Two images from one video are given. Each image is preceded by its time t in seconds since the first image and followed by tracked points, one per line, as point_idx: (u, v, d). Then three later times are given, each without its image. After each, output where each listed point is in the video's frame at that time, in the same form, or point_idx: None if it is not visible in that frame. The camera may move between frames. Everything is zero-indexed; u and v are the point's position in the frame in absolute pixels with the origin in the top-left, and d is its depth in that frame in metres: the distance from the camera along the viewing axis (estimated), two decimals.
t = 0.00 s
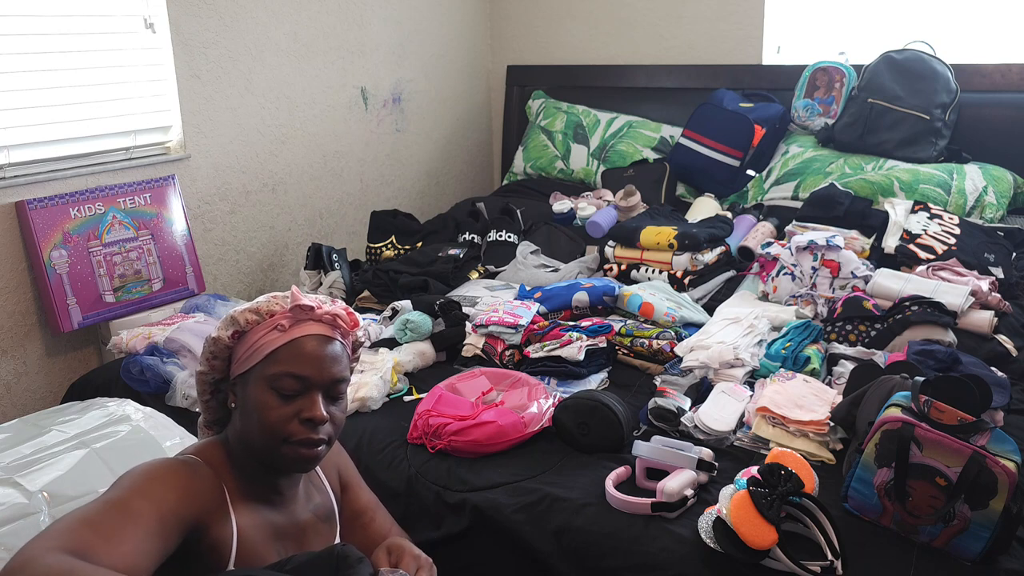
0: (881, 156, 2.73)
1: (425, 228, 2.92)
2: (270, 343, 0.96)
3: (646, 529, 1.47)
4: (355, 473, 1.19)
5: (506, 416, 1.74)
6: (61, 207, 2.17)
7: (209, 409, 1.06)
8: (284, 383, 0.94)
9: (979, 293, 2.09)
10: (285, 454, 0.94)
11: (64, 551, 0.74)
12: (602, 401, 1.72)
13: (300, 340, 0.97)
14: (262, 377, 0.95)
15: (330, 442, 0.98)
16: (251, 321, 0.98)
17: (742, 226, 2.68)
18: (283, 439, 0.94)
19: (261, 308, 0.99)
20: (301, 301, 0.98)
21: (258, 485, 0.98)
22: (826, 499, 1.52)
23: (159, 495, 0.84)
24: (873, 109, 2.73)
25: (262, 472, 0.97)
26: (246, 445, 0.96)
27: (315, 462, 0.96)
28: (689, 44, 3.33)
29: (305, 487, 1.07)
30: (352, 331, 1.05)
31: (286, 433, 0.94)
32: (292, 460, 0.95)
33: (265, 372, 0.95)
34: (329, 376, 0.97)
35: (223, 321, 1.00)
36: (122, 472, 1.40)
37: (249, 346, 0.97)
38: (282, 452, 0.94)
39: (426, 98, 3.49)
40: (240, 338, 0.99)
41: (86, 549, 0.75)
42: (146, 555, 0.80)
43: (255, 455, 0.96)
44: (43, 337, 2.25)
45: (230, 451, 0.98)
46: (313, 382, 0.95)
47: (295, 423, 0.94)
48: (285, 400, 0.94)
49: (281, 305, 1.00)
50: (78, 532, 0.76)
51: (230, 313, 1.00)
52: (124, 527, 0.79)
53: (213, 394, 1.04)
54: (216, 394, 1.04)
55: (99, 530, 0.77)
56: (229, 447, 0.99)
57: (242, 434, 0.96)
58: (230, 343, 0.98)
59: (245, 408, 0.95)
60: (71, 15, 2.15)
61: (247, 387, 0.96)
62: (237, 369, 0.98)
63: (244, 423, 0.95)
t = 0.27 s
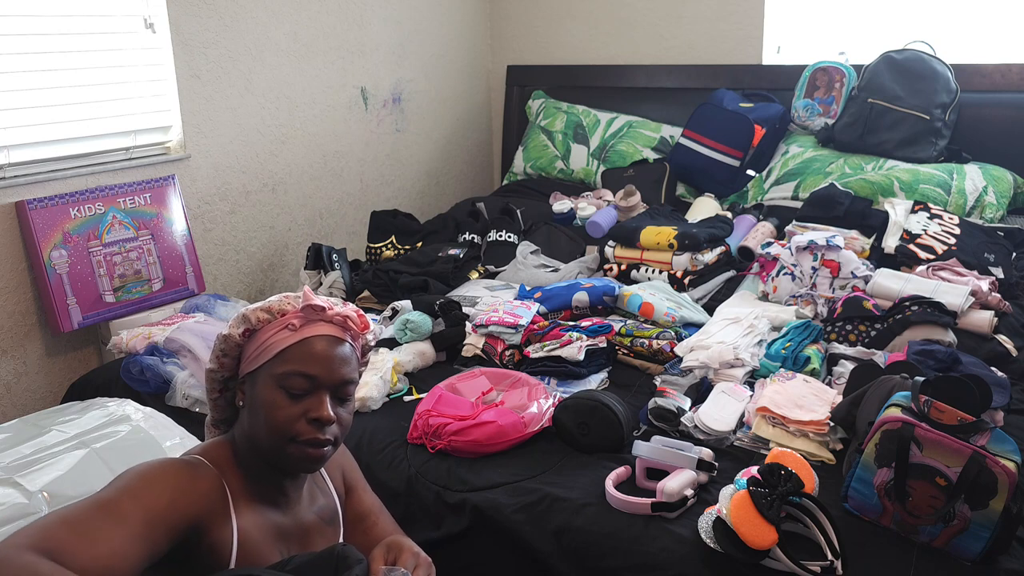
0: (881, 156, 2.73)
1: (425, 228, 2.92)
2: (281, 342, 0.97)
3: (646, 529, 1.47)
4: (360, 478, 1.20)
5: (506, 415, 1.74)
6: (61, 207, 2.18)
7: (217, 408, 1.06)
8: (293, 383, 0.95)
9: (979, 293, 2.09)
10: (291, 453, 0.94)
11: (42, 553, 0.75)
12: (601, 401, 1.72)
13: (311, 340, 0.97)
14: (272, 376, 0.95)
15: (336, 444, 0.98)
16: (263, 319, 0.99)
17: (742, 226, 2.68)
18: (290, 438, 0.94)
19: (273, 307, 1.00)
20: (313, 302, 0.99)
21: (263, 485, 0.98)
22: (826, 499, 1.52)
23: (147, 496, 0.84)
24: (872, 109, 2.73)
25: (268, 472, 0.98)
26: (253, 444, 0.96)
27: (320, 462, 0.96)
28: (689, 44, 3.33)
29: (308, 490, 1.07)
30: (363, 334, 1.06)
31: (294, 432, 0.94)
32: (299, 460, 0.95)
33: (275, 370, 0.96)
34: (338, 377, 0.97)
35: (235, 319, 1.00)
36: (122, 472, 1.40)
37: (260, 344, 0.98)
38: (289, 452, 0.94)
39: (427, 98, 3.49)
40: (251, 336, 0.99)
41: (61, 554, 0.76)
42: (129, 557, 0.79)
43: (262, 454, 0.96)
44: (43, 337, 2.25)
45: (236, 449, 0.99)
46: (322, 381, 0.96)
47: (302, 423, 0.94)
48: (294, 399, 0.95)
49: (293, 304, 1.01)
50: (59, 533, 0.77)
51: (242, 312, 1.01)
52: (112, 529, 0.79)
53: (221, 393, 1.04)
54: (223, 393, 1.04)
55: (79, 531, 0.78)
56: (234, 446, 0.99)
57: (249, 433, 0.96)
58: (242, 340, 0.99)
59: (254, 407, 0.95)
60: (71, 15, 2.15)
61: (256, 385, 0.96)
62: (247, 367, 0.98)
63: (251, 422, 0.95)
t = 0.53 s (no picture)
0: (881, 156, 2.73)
1: (425, 228, 2.92)
2: (280, 343, 0.97)
3: (646, 529, 1.47)
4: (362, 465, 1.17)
5: (506, 416, 1.74)
6: (61, 207, 2.17)
7: (215, 407, 1.06)
8: (291, 384, 0.94)
9: (979, 293, 2.09)
10: (289, 454, 0.94)
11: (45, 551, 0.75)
12: (602, 401, 1.72)
13: (309, 342, 0.97)
14: (270, 377, 0.95)
15: (334, 446, 0.98)
16: (262, 320, 0.98)
17: (742, 226, 2.68)
18: (287, 440, 0.93)
19: (273, 308, 0.99)
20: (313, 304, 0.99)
21: (259, 486, 0.98)
22: (826, 499, 1.52)
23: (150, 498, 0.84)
24: (872, 109, 2.73)
25: (265, 473, 0.98)
26: (250, 444, 0.96)
27: (317, 464, 0.96)
28: (689, 44, 3.33)
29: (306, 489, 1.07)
30: (362, 337, 1.06)
31: (291, 434, 0.93)
32: (296, 461, 0.94)
33: (274, 371, 0.95)
34: (336, 379, 0.97)
35: (234, 320, 1.00)
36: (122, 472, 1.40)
37: (259, 345, 0.98)
38: (286, 453, 0.94)
39: (427, 98, 3.49)
40: (250, 337, 0.99)
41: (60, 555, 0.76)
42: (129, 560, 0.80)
43: (259, 455, 0.96)
44: (43, 337, 2.25)
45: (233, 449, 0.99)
46: (320, 383, 0.95)
47: (300, 425, 0.94)
48: (292, 401, 0.94)
49: (292, 306, 1.01)
50: (62, 533, 0.78)
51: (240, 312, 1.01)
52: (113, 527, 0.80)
53: (220, 393, 1.04)
54: (222, 392, 1.05)
55: (81, 531, 0.78)
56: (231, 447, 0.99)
57: (247, 433, 0.96)
58: (241, 341, 0.99)
59: (251, 408, 0.95)
60: (71, 15, 2.15)
61: (254, 386, 0.96)
62: (245, 367, 0.98)
63: (249, 422, 0.95)
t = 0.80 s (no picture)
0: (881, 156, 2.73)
1: (425, 228, 2.92)
2: (299, 340, 0.97)
3: (646, 529, 1.47)
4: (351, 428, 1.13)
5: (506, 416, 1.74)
6: (61, 207, 2.17)
7: (219, 402, 1.05)
8: (307, 381, 0.95)
9: (979, 293, 2.09)
10: (297, 451, 0.94)
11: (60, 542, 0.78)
12: (601, 401, 1.72)
13: (328, 342, 0.97)
14: (287, 373, 0.95)
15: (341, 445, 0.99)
16: (282, 317, 0.98)
17: (742, 226, 2.68)
18: (298, 436, 0.94)
19: (294, 306, 0.99)
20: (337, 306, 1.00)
21: (260, 483, 0.98)
22: (826, 499, 1.52)
23: (161, 492, 0.86)
24: (873, 109, 2.73)
25: (267, 470, 0.98)
26: (256, 440, 0.96)
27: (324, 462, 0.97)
28: (689, 44, 3.33)
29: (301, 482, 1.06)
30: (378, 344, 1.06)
31: (303, 430, 0.94)
32: (302, 458, 0.95)
33: (290, 367, 0.95)
34: (352, 381, 0.97)
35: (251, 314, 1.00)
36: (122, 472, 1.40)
37: (276, 341, 0.97)
38: (294, 449, 0.94)
39: (427, 98, 3.49)
40: (266, 332, 0.98)
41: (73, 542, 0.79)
42: (139, 553, 0.82)
43: (264, 452, 0.96)
44: (43, 337, 2.25)
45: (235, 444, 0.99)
46: (335, 383, 0.96)
47: (312, 422, 0.94)
48: (306, 398, 0.95)
49: (314, 306, 1.01)
50: (76, 524, 0.80)
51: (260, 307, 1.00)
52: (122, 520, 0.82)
53: (225, 389, 1.03)
54: (228, 389, 1.03)
55: (94, 522, 0.81)
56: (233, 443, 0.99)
57: (253, 429, 0.96)
58: (257, 336, 0.98)
59: (263, 402, 0.95)
60: (71, 15, 2.15)
61: (267, 380, 0.96)
62: (259, 362, 0.98)
63: (258, 417, 0.95)
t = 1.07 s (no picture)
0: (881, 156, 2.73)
1: (425, 228, 2.92)
2: (314, 357, 0.98)
3: (646, 529, 1.47)
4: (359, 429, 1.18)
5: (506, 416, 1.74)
6: (61, 207, 2.17)
7: (222, 402, 1.06)
8: (318, 399, 0.96)
9: (979, 293, 2.09)
10: (303, 466, 0.98)
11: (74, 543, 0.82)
12: (601, 401, 1.72)
13: (343, 360, 0.99)
14: (300, 390, 0.96)
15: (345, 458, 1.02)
16: (297, 330, 0.99)
17: (742, 226, 2.68)
18: (306, 454, 0.97)
19: (310, 320, 1.00)
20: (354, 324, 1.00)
21: (260, 489, 1.02)
22: (826, 499, 1.52)
23: (166, 496, 0.91)
24: (873, 109, 2.73)
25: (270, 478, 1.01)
26: (262, 450, 0.99)
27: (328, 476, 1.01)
28: (689, 44, 3.33)
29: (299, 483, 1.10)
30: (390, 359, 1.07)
31: (311, 449, 0.97)
32: (308, 472, 0.99)
33: (302, 384, 0.97)
34: (361, 401, 1.00)
35: (265, 323, 1.00)
36: (122, 472, 1.40)
37: (289, 354, 0.98)
38: (301, 463, 0.98)
39: (426, 98, 3.49)
40: (279, 344, 0.99)
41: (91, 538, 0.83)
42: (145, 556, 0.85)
43: (269, 462, 0.99)
44: (43, 337, 2.25)
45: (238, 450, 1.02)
46: (346, 404, 0.98)
47: (321, 441, 0.97)
48: (316, 417, 0.97)
49: (330, 321, 1.01)
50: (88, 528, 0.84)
51: (274, 316, 1.00)
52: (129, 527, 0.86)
53: (230, 391, 1.04)
54: (233, 390, 1.04)
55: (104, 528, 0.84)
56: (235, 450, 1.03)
57: (261, 440, 0.98)
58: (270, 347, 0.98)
59: (273, 415, 0.97)
60: (71, 15, 2.15)
61: (277, 393, 0.97)
62: (270, 374, 0.98)
63: (267, 431, 0.97)
